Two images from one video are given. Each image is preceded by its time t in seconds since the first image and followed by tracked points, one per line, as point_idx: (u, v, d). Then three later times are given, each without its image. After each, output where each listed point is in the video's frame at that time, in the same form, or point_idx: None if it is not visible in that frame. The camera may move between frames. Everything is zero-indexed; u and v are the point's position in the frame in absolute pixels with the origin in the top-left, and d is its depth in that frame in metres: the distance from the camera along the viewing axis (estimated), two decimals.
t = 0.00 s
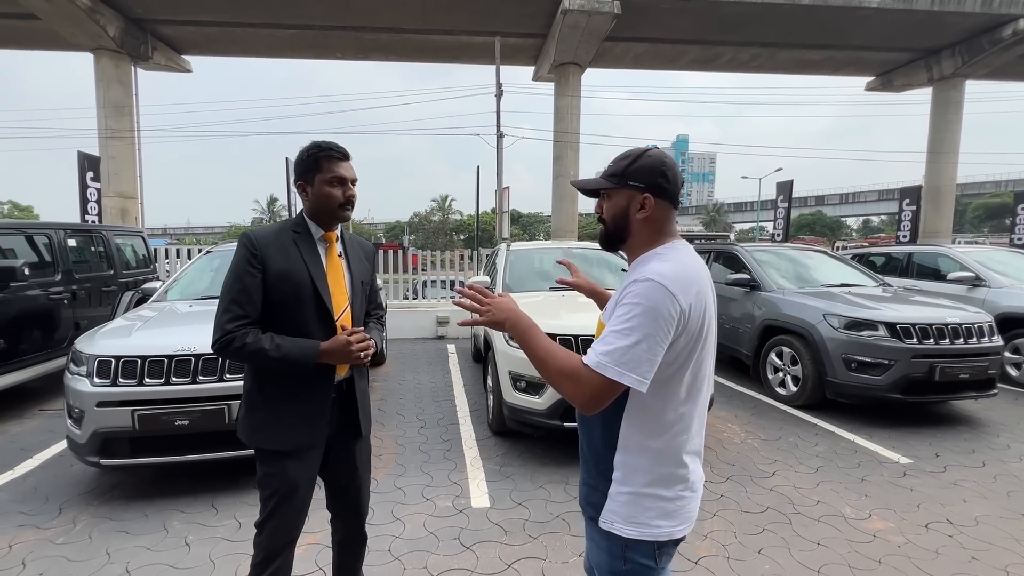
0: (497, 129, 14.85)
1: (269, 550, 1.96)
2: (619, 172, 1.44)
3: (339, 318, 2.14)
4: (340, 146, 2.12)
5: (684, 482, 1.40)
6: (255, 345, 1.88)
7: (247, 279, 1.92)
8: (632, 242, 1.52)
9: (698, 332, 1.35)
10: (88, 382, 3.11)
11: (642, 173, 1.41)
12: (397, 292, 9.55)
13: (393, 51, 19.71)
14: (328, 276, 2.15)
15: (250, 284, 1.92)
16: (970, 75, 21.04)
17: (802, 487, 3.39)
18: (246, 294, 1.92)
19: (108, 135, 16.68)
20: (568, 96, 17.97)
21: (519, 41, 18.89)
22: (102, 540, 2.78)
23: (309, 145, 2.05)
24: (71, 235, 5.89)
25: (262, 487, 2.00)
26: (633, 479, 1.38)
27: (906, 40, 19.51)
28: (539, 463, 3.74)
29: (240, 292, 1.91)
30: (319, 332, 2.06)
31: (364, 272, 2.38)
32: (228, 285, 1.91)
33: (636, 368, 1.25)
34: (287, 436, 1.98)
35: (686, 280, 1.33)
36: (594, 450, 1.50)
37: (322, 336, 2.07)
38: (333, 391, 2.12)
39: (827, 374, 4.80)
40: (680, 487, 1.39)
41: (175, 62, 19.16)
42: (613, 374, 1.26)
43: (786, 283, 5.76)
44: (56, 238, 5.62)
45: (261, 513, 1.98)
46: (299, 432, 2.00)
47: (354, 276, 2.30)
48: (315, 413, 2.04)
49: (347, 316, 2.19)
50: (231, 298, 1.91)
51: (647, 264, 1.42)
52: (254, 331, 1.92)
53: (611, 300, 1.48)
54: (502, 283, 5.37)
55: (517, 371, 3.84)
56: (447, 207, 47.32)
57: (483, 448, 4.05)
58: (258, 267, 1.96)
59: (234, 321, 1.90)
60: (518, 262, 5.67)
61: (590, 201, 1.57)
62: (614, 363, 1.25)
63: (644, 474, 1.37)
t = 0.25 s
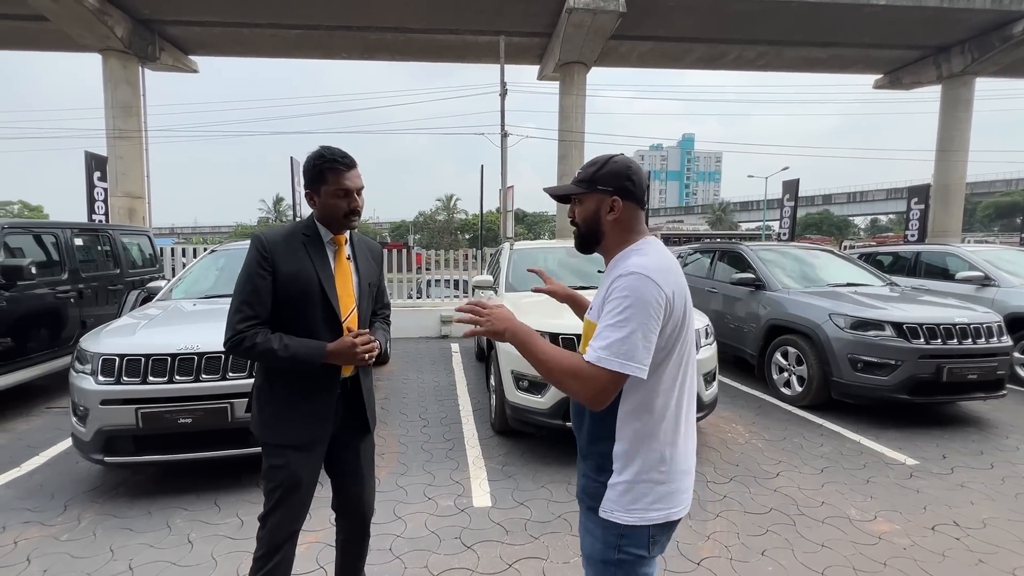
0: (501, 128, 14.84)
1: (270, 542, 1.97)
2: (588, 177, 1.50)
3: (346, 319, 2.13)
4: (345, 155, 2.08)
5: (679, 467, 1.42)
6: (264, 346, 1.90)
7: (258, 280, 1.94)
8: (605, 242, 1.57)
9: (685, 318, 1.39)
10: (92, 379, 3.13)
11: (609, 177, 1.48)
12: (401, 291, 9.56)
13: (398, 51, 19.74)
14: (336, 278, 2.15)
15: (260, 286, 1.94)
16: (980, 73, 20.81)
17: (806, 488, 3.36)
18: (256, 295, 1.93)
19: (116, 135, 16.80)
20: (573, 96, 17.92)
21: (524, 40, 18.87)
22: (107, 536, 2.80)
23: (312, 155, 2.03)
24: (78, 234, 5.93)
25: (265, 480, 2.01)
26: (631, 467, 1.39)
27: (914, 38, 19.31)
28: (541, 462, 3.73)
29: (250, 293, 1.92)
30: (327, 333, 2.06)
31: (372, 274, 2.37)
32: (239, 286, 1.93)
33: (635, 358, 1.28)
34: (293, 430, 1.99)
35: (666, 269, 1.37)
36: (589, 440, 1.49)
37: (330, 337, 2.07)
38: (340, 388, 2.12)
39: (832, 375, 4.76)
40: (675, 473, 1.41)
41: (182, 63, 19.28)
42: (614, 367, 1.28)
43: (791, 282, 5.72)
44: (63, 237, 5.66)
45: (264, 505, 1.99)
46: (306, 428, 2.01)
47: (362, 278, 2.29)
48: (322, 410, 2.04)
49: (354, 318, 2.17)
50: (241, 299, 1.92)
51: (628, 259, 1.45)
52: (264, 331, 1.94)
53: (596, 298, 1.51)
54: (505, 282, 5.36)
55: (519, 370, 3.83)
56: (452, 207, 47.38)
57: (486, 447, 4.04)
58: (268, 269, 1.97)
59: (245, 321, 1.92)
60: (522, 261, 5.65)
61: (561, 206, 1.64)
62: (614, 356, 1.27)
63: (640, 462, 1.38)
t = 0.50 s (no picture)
0: (504, 128, 14.84)
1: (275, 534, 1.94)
2: (566, 183, 1.56)
3: (351, 311, 2.14)
4: (352, 150, 2.13)
5: (689, 452, 1.47)
6: (273, 339, 1.91)
7: (264, 276, 1.96)
8: (588, 244, 1.62)
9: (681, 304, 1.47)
10: (94, 378, 3.14)
11: (586, 182, 1.54)
12: (403, 290, 9.57)
13: (400, 50, 19.76)
14: (339, 273, 2.16)
15: (267, 282, 1.95)
16: (985, 71, 20.68)
17: (808, 488, 3.34)
18: (264, 291, 1.95)
19: (120, 134, 16.87)
20: (576, 95, 17.91)
21: (527, 40, 18.85)
22: (108, 535, 2.81)
23: (324, 146, 2.06)
24: (81, 233, 5.95)
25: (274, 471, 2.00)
26: (649, 456, 1.41)
27: (919, 37, 19.22)
28: (542, 462, 3.72)
29: (258, 289, 1.94)
30: (333, 327, 2.07)
31: (375, 268, 2.38)
32: (247, 283, 1.95)
33: (656, 348, 1.33)
34: (301, 422, 2.00)
35: (658, 260, 1.46)
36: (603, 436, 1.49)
37: (337, 330, 2.08)
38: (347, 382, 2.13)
39: (835, 375, 4.74)
40: (687, 457, 1.46)
41: (186, 63, 19.35)
42: (637, 361, 1.32)
43: (793, 282, 5.70)
44: (66, 236, 5.68)
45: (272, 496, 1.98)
46: (315, 420, 2.02)
47: (365, 272, 2.29)
48: (330, 402, 2.06)
49: (358, 310, 2.19)
50: (249, 295, 1.94)
51: (618, 257, 1.51)
52: (272, 325, 1.95)
53: (592, 299, 1.53)
54: (507, 281, 5.36)
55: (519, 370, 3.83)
56: (455, 206, 47.43)
57: (487, 447, 4.04)
58: (273, 265, 1.98)
59: (254, 316, 1.93)
60: (524, 261, 5.65)
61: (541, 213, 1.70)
62: (637, 350, 1.32)
63: (656, 451, 1.41)
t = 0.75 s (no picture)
0: (504, 127, 14.84)
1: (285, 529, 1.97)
2: (572, 183, 1.57)
3: (346, 307, 2.15)
4: (344, 151, 2.14)
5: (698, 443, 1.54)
6: (270, 336, 1.92)
7: (259, 275, 1.96)
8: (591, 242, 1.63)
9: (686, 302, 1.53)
10: (94, 378, 3.14)
11: (592, 183, 1.56)
12: (403, 290, 9.57)
13: (400, 50, 19.76)
14: (333, 269, 2.16)
15: (262, 280, 1.96)
16: (986, 71, 20.67)
17: (809, 488, 3.34)
18: (260, 289, 1.96)
19: (121, 134, 16.88)
20: (576, 94, 17.89)
21: (527, 39, 18.84)
22: (108, 534, 2.81)
23: (314, 149, 2.06)
24: (81, 232, 5.94)
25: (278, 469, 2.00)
26: (665, 451, 1.47)
27: (920, 36, 19.20)
28: (542, 461, 3.72)
29: (253, 286, 1.95)
30: (330, 322, 2.07)
31: (367, 265, 2.39)
32: (242, 281, 1.96)
33: (670, 345, 1.37)
34: (304, 418, 2.00)
35: (665, 259, 1.50)
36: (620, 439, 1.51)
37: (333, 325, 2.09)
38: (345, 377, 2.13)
39: (836, 375, 4.73)
40: (697, 448, 1.53)
41: (186, 62, 19.35)
42: (653, 357, 1.35)
43: (794, 281, 5.70)
44: (66, 235, 5.68)
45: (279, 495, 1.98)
46: (315, 415, 2.02)
47: (358, 269, 2.30)
48: (330, 398, 2.06)
49: (353, 304, 2.19)
50: (245, 294, 1.95)
51: (625, 257, 1.53)
52: (268, 322, 1.96)
53: (599, 299, 1.54)
54: (507, 281, 5.35)
55: (519, 370, 3.82)
56: (455, 206, 47.44)
57: (486, 446, 4.04)
58: (267, 263, 1.99)
59: (251, 313, 1.94)
60: (523, 260, 5.64)
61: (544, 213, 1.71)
62: (654, 347, 1.35)
63: (671, 445, 1.48)
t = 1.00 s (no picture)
0: (502, 127, 14.83)
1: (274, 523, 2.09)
2: (598, 185, 1.64)
3: (326, 307, 2.18)
4: (325, 152, 2.18)
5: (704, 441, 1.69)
6: (250, 336, 1.95)
7: (238, 276, 1.99)
8: (616, 243, 1.69)
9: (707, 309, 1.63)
10: (90, 378, 3.12)
11: (619, 186, 1.63)
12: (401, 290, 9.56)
13: (399, 49, 19.73)
14: (313, 269, 2.19)
15: (241, 280, 1.99)
16: (982, 72, 20.75)
17: (807, 489, 3.34)
18: (238, 288, 1.99)
19: (118, 133, 16.81)
20: (575, 94, 17.89)
21: (526, 39, 18.83)
22: (104, 535, 2.79)
23: (294, 150, 2.09)
24: (77, 232, 5.91)
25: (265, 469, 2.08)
26: (679, 448, 1.60)
27: (917, 37, 19.26)
28: (541, 462, 3.72)
29: (232, 286, 1.97)
30: (310, 321, 2.10)
31: (348, 265, 2.41)
32: (220, 282, 1.98)
33: (698, 348, 1.46)
34: (285, 417, 2.05)
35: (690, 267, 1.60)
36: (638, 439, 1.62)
37: (314, 325, 2.12)
38: (326, 377, 2.16)
39: (833, 375, 4.74)
40: (704, 445, 1.67)
41: (184, 61, 19.27)
42: (686, 360, 1.44)
43: (792, 282, 5.71)
44: (62, 235, 5.65)
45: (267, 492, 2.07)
46: (296, 416, 2.06)
47: (338, 268, 2.34)
48: (312, 396, 2.10)
49: (333, 305, 2.22)
50: (223, 294, 1.98)
51: (652, 261, 1.61)
52: (248, 322, 1.99)
53: (626, 301, 1.60)
54: (506, 281, 5.34)
55: (518, 370, 3.81)
56: (453, 206, 47.45)
57: (485, 447, 4.03)
58: (247, 263, 2.02)
59: (229, 314, 1.96)
60: (522, 260, 5.64)
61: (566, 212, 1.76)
62: (687, 350, 1.44)
63: (686, 443, 1.61)
